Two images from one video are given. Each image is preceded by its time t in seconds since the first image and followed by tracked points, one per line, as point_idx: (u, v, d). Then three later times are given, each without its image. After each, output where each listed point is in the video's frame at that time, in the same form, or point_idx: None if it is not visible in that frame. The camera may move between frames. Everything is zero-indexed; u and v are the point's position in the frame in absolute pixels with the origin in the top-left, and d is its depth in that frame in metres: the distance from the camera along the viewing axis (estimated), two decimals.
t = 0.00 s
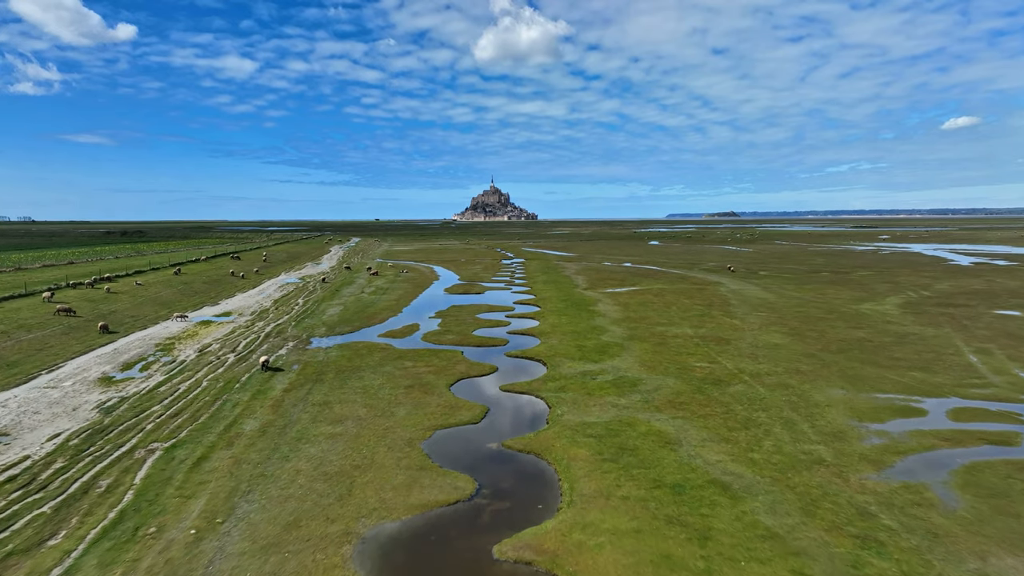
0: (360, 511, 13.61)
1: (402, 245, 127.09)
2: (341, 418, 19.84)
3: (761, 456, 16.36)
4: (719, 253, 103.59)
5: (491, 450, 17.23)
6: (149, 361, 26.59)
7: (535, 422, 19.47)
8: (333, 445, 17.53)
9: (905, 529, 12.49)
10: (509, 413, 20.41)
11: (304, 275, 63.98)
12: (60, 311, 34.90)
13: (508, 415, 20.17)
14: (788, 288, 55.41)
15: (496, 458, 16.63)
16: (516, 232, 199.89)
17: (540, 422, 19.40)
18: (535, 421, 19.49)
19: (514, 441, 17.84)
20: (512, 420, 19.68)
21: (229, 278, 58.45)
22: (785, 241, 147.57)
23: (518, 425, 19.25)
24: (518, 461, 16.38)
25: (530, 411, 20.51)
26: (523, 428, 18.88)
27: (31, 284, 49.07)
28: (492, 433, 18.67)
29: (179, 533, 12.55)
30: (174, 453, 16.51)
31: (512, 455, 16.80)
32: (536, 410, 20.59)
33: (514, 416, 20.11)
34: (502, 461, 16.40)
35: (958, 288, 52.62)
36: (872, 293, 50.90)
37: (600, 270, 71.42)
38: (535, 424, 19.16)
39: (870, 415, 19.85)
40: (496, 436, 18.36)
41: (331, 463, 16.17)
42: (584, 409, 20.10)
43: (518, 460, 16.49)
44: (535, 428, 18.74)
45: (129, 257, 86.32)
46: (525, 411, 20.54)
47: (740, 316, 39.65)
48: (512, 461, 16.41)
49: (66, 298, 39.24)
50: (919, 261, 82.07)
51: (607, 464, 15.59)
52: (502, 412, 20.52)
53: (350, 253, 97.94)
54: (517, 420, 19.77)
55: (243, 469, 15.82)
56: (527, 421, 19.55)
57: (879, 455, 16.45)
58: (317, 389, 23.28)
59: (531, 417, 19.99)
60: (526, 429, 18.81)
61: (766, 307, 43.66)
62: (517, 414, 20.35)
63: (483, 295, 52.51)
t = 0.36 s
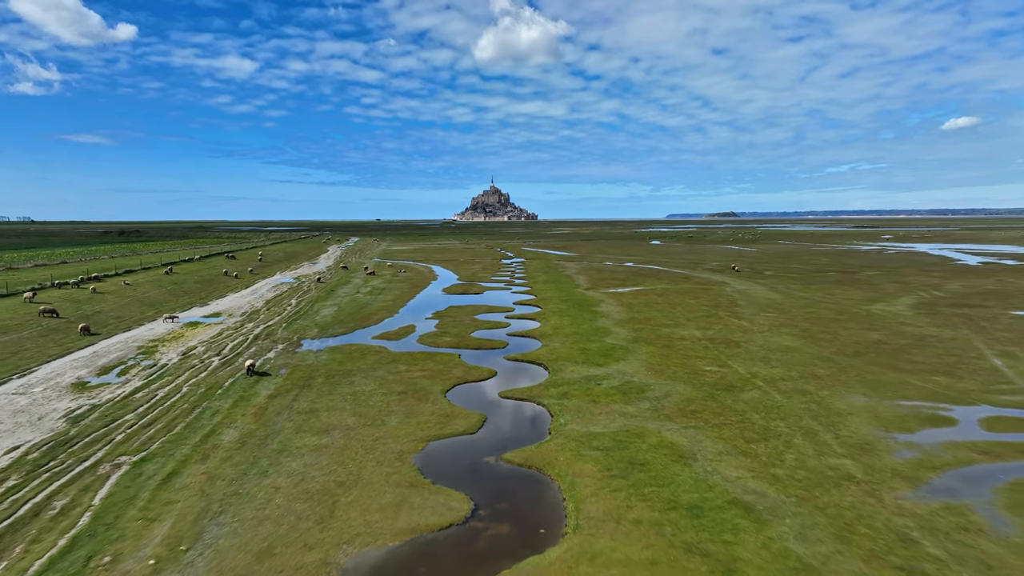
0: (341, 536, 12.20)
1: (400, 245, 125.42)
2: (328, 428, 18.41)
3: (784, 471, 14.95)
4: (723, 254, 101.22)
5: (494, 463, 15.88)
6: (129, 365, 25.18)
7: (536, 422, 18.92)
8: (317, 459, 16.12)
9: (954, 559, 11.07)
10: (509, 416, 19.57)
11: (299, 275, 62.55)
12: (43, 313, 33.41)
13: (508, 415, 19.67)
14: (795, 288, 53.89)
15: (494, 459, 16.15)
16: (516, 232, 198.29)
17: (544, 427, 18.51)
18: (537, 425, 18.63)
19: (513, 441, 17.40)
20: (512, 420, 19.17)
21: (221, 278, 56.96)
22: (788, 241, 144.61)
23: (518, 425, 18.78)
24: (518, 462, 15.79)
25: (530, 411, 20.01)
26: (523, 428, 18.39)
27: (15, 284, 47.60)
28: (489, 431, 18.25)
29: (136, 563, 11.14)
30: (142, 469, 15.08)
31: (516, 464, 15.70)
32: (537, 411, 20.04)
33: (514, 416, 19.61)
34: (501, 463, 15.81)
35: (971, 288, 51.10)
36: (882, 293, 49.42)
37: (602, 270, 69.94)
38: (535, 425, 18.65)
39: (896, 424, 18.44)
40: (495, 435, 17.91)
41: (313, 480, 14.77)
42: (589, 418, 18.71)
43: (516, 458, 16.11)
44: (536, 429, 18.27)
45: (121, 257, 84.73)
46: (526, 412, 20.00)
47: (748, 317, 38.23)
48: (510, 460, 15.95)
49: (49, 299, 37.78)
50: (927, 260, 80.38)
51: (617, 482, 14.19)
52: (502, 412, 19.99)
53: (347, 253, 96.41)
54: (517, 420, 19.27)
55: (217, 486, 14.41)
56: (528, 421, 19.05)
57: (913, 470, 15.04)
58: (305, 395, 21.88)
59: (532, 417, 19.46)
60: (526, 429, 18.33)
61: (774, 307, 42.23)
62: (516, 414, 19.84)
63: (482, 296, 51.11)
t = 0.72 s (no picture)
0: (318, 568, 10.77)
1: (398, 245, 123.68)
2: (312, 440, 16.96)
3: (813, 491, 13.48)
4: (726, 254, 98.78)
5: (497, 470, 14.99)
6: (105, 369, 23.71)
7: (539, 434, 17.42)
8: (298, 475, 14.67)
9: None
10: (509, 426, 18.11)
11: (294, 275, 61.05)
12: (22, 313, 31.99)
13: (508, 422, 18.49)
14: (802, 288, 52.32)
15: (494, 458, 15.72)
16: (516, 232, 196.62)
17: (545, 426, 18.08)
18: (540, 438, 17.16)
19: (515, 449, 16.35)
20: (512, 431, 17.70)
21: (214, 278, 55.43)
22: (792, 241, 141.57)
23: (518, 424, 18.32)
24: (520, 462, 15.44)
25: (530, 418, 18.87)
26: (523, 428, 17.96)
27: None
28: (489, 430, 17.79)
29: None
30: (102, 488, 13.61)
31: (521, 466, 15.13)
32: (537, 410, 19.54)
33: (514, 416, 19.12)
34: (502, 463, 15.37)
35: (985, 288, 49.52)
36: (893, 293, 47.87)
37: (603, 270, 68.37)
38: (535, 425, 18.21)
39: (929, 435, 16.98)
40: (495, 435, 17.42)
41: (291, 501, 13.30)
42: (595, 429, 17.26)
43: (517, 457, 15.76)
44: (537, 429, 17.82)
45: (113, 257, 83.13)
46: (526, 411, 19.48)
47: (757, 318, 36.73)
48: (511, 460, 15.58)
49: (31, 300, 36.27)
50: (935, 260, 78.68)
51: (628, 504, 12.75)
52: (502, 416, 19.09)
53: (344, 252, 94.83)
54: (516, 419, 18.82)
55: (183, 508, 12.95)
56: (528, 421, 18.60)
57: (956, 489, 13.56)
58: (289, 403, 20.41)
59: (533, 417, 18.97)
60: (527, 429, 17.89)
61: (783, 308, 40.75)
62: (517, 421, 18.64)
63: (481, 296, 49.63)
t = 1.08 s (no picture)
0: None
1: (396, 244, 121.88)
2: (292, 455, 15.47)
3: (849, 516, 12.01)
4: (730, 254, 97.14)
5: (500, 472, 14.42)
6: (77, 374, 22.21)
7: (541, 448, 15.95)
8: (273, 496, 13.20)
9: None
10: (509, 439, 16.64)
11: (288, 275, 59.51)
12: None
13: (507, 434, 17.01)
14: (811, 289, 50.75)
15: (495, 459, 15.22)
16: (516, 232, 194.97)
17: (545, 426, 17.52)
18: (541, 451, 15.69)
19: (518, 453, 15.65)
20: (512, 444, 16.24)
21: (205, 277, 53.91)
22: (795, 240, 139.82)
23: (518, 425, 17.78)
24: (522, 463, 14.97)
25: (532, 429, 17.39)
26: (523, 429, 17.43)
27: None
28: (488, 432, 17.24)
29: None
30: (50, 512, 12.13)
31: (523, 468, 14.64)
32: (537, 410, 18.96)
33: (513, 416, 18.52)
34: (503, 464, 14.89)
35: (1000, 289, 47.93)
36: (906, 294, 46.29)
37: (606, 270, 66.80)
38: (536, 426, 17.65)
39: (968, 448, 15.51)
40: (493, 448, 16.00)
41: (263, 527, 11.83)
42: (602, 442, 15.81)
43: (519, 458, 15.28)
44: (537, 430, 17.26)
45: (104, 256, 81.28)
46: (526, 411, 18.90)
47: (768, 320, 35.21)
48: (513, 461, 15.10)
49: (9, 300, 34.73)
50: (944, 260, 77.00)
51: (643, 532, 11.28)
52: (500, 428, 17.58)
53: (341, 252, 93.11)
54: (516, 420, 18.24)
55: (139, 536, 11.46)
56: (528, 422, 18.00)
57: (1010, 513, 12.08)
58: (272, 412, 18.94)
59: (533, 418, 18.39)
60: (527, 430, 17.35)
61: (793, 309, 39.22)
62: (517, 432, 17.15)
63: (480, 296, 48.10)
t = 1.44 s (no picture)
0: None
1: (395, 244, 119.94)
2: (266, 475, 13.90)
3: (900, 552, 10.40)
4: (734, 254, 95.40)
5: (501, 475, 13.83)
6: (44, 381, 20.63)
7: (543, 465, 14.42)
8: (241, 524, 11.64)
9: None
10: (508, 454, 15.10)
11: (282, 275, 57.85)
12: None
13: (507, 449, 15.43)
14: (820, 289, 49.13)
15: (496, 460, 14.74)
16: (516, 232, 193.29)
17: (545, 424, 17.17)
18: (543, 469, 14.17)
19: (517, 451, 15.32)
20: (512, 460, 14.72)
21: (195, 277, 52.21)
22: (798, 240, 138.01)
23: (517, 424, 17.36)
24: (523, 461, 14.67)
25: (533, 444, 15.78)
26: (524, 442, 15.89)
27: None
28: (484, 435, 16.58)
29: None
30: None
31: (524, 467, 14.25)
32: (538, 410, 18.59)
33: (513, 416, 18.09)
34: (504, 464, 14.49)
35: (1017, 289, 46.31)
36: (920, 294, 44.67)
37: (608, 270, 65.11)
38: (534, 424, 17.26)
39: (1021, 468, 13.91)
40: (491, 466, 14.41)
41: (224, 564, 10.27)
42: (612, 460, 14.26)
43: (519, 457, 14.92)
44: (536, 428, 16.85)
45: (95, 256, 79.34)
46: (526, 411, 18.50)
47: (780, 322, 33.61)
48: (513, 458, 14.82)
49: None
50: (953, 260, 75.33)
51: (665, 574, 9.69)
52: (498, 442, 15.97)
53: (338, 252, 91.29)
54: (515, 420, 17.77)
55: None
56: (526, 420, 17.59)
57: None
58: (251, 423, 17.38)
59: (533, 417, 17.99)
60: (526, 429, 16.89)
61: (805, 310, 37.62)
62: (517, 447, 15.57)
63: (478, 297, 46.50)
